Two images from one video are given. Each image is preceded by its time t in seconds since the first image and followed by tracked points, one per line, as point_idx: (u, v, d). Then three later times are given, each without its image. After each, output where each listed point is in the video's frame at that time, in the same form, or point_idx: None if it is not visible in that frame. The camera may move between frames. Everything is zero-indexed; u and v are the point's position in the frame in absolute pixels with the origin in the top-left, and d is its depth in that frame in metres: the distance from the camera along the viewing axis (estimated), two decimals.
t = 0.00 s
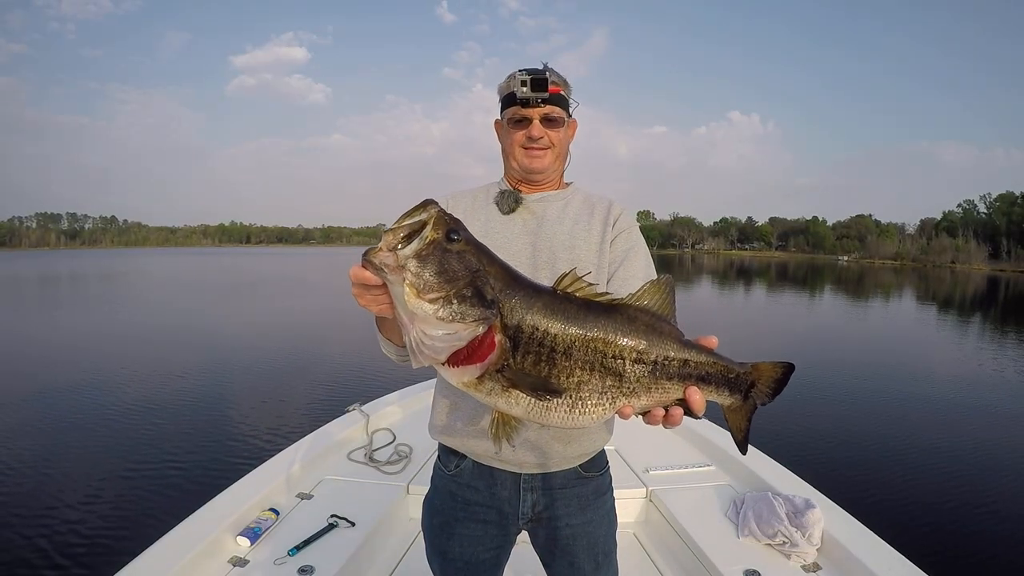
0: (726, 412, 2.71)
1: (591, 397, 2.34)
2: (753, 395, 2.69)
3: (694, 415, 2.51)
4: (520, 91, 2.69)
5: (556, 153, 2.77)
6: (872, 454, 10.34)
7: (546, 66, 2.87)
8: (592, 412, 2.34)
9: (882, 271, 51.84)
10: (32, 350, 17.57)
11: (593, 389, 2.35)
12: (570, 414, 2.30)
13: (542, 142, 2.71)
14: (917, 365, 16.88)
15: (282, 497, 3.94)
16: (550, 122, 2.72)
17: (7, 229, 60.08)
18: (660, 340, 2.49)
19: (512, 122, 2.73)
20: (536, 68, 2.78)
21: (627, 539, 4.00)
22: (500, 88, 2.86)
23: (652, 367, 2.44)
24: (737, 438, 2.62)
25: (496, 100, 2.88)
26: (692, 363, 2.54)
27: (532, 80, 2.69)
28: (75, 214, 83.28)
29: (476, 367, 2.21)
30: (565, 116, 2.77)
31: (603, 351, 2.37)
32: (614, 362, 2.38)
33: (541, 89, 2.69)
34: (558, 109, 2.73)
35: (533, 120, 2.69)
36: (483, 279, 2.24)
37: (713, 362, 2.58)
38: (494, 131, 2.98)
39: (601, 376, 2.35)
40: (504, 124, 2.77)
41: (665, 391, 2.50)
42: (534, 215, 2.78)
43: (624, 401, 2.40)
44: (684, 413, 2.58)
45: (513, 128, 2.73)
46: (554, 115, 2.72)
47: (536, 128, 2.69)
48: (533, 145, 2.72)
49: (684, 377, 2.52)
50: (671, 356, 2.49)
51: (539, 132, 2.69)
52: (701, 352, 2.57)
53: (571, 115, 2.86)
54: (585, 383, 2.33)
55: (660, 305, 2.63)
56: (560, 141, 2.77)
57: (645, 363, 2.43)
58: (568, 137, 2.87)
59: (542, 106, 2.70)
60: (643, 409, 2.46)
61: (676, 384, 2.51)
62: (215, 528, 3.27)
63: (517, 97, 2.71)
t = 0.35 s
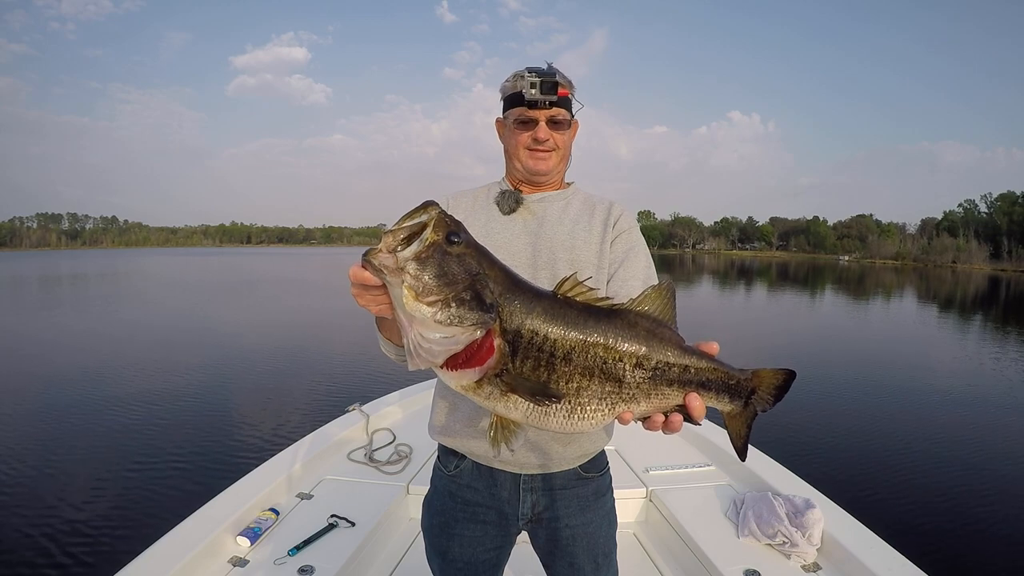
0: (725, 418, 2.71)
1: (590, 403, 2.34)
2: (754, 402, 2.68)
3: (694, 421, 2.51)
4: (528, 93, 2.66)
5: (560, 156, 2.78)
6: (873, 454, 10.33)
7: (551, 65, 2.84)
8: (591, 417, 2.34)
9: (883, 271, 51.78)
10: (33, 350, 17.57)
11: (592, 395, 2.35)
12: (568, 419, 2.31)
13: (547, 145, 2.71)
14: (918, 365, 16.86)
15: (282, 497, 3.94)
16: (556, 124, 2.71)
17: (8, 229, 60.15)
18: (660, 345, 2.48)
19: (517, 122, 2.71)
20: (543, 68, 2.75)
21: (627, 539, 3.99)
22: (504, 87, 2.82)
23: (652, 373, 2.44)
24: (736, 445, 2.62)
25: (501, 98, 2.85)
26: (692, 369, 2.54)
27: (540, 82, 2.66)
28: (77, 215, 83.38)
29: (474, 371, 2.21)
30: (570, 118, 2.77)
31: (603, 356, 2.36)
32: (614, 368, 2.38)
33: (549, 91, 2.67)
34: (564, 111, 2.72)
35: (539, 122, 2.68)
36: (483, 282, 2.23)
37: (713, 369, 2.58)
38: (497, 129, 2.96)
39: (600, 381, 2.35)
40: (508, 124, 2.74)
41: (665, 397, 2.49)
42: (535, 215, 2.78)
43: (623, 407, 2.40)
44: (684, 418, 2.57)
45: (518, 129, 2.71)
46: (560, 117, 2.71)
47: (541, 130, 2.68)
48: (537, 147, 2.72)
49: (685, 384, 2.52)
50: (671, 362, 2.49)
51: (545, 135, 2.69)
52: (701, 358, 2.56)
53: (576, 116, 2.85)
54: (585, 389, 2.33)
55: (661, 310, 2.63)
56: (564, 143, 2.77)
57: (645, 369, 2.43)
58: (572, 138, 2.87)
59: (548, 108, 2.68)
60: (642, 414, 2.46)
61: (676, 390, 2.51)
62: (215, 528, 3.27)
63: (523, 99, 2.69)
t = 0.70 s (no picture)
0: (728, 420, 2.71)
1: (592, 406, 2.34)
2: (757, 403, 2.68)
3: (697, 423, 2.51)
4: (530, 94, 2.64)
5: (562, 157, 2.77)
6: (873, 454, 10.32)
7: (555, 65, 2.82)
8: (594, 421, 2.34)
9: (884, 271, 51.73)
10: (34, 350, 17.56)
11: (595, 398, 2.35)
12: (571, 423, 2.31)
13: (549, 147, 2.71)
14: (919, 365, 16.85)
15: (282, 496, 3.94)
16: (558, 126, 2.70)
17: (10, 229, 60.16)
18: (663, 348, 2.48)
19: (520, 123, 2.70)
20: (547, 69, 2.73)
21: (626, 539, 3.99)
22: (507, 87, 2.81)
23: (654, 376, 2.44)
24: (739, 446, 2.63)
25: (504, 97, 2.84)
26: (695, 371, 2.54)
27: (543, 84, 2.65)
28: (77, 215, 83.40)
29: (477, 375, 2.21)
30: (573, 120, 2.76)
31: (605, 359, 2.36)
32: (617, 371, 2.38)
33: (552, 94, 2.65)
34: (567, 113, 2.71)
35: (541, 124, 2.67)
36: (484, 285, 2.24)
37: (716, 371, 2.58)
38: (499, 128, 2.95)
39: (603, 384, 2.35)
40: (510, 125, 2.74)
41: (667, 400, 2.50)
42: (536, 215, 2.78)
43: (626, 409, 2.40)
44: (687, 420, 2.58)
45: (520, 130, 2.70)
46: (562, 119, 2.70)
47: (544, 132, 2.68)
48: (539, 149, 2.72)
49: (688, 386, 2.52)
50: (675, 364, 2.49)
51: (547, 137, 2.69)
52: (704, 360, 2.57)
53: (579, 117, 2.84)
54: (587, 392, 2.33)
55: (663, 312, 2.63)
56: (567, 145, 2.76)
57: (648, 372, 2.43)
58: (574, 139, 2.86)
59: (551, 111, 2.67)
60: (645, 417, 2.46)
61: (679, 393, 2.51)
62: (215, 528, 3.27)
63: (526, 100, 2.67)
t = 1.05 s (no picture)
0: (731, 422, 2.71)
1: (595, 407, 2.34)
2: (760, 405, 2.68)
3: (699, 424, 2.51)
4: (534, 94, 2.64)
5: (563, 158, 2.78)
6: (873, 454, 10.33)
7: (558, 65, 2.82)
8: (596, 422, 2.34)
9: (884, 271, 51.76)
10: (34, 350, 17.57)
11: (597, 399, 2.35)
12: (573, 424, 2.30)
13: (551, 147, 2.71)
14: (920, 365, 16.86)
15: (282, 496, 3.94)
16: (560, 126, 2.70)
17: (10, 229, 60.16)
18: (665, 349, 2.48)
19: (522, 122, 2.70)
20: (550, 68, 2.73)
21: (626, 539, 4.00)
22: (510, 85, 2.80)
23: (657, 376, 2.44)
24: (741, 448, 2.63)
25: (506, 96, 2.84)
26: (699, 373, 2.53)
27: (547, 84, 2.64)
28: (78, 215, 83.42)
29: (479, 377, 2.21)
30: (575, 120, 2.76)
31: (608, 359, 2.36)
32: (620, 372, 2.38)
33: (556, 93, 2.66)
34: (569, 113, 2.72)
35: (543, 124, 2.67)
36: (486, 286, 2.23)
37: (719, 372, 2.58)
38: (500, 127, 2.94)
39: (605, 386, 2.35)
40: (512, 124, 2.73)
41: (670, 401, 2.50)
42: (537, 215, 2.78)
43: (628, 411, 2.40)
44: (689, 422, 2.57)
45: (522, 129, 2.70)
46: (565, 119, 2.70)
47: (546, 132, 2.68)
48: (541, 149, 2.72)
49: (690, 387, 2.52)
50: (677, 365, 2.49)
51: (549, 136, 2.68)
52: (707, 361, 2.57)
53: (581, 117, 2.84)
54: (589, 393, 2.33)
55: (666, 313, 2.63)
56: (568, 146, 2.77)
57: (650, 373, 2.43)
58: (576, 139, 2.86)
59: (553, 111, 2.68)
60: (648, 419, 2.46)
61: (681, 394, 2.51)
62: (215, 528, 3.27)
63: (529, 99, 2.67)
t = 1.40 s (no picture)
0: (732, 421, 2.70)
1: (595, 407, 2.34)
2: (761, 404, 2.68)
3: (700, 424, 2.51)
4: (529, 86, 2.68)
5: (562, 151, 2.77)
6: (873, 454, 10.33)
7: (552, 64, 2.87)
8: (596, 422, 2.34)
9: (885, 271, 51.73)
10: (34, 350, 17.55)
11: (598, 399, 2.35)
12: (573, 424, 2.30)
13: (548, 139, 2.70)
14: (920, 365, 16.87)
15: (282, 496, 3.94)
16: (557, 119, 2.71)
17: (10, 229, 60.16)
18: (666, 348, 2.48)
19: (519, 117, 2.72)
20: (544, 65, 2.77)
21: (626, 539, 3.99)
22: (507, 86, 2.85)
23: (658, 376, 2.44)
24: (742, 448, 2.63)
25: (503, 96, 2.87)
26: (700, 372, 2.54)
27: (541, 74, 2.68)
28: (78, 216, 83.40)
29: (479, 377, 2.21)
30: (572, 114, 2.77)
31: (608, 359, 2.36)
32: (621, 372, 2.38)
33: (549, 85, 2.68)
34: (565, 106, 2.73)
35: (539, 117, 2.68)
36: (485, 285, 2.23)
37: (719, 371, 2.58)
38: (499, 129, 2.96)
39: (606, 386, 2.35)
40: (510, 120, 2.75)
41: (671, 401, 2.50)
42: (536, 214, 2.78)
43: (628, 411, 2.40)
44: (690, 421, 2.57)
45: (519, 124, 2.71)
46: (561, 111, 2.71)
47: (542, 124, 2.68)
48: (538, 141, 2.71)
49: (691, 387, 2.52)
50: (678, 364, 2.49)
51: (545, 129, 2.68)
52: (708, 360, 2.57)
53: (577, 113, 2.86)
54: (589, 393, 2.33)
55: (666, 312, 2.63)
56: (566, 138, 2.76)
57: (650, 373, 2.43)
58: (574, 136, 2.87)
59: (549, 102, 2.69)
60: (648, 419, 2.46)
61: (682, 394, 2.51)
62: (215, 528, 3.27)
63: (525, 92, 2.70)
